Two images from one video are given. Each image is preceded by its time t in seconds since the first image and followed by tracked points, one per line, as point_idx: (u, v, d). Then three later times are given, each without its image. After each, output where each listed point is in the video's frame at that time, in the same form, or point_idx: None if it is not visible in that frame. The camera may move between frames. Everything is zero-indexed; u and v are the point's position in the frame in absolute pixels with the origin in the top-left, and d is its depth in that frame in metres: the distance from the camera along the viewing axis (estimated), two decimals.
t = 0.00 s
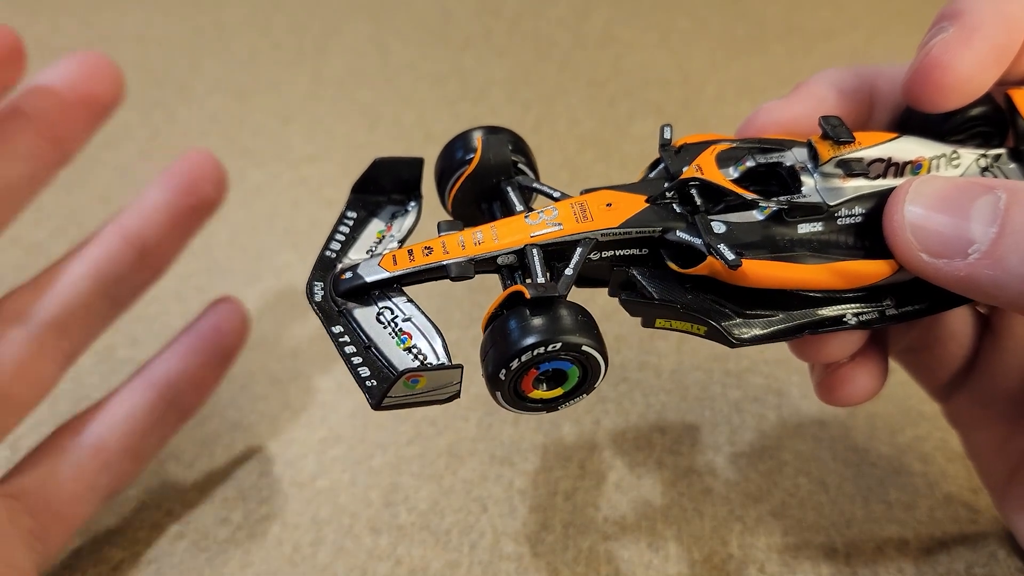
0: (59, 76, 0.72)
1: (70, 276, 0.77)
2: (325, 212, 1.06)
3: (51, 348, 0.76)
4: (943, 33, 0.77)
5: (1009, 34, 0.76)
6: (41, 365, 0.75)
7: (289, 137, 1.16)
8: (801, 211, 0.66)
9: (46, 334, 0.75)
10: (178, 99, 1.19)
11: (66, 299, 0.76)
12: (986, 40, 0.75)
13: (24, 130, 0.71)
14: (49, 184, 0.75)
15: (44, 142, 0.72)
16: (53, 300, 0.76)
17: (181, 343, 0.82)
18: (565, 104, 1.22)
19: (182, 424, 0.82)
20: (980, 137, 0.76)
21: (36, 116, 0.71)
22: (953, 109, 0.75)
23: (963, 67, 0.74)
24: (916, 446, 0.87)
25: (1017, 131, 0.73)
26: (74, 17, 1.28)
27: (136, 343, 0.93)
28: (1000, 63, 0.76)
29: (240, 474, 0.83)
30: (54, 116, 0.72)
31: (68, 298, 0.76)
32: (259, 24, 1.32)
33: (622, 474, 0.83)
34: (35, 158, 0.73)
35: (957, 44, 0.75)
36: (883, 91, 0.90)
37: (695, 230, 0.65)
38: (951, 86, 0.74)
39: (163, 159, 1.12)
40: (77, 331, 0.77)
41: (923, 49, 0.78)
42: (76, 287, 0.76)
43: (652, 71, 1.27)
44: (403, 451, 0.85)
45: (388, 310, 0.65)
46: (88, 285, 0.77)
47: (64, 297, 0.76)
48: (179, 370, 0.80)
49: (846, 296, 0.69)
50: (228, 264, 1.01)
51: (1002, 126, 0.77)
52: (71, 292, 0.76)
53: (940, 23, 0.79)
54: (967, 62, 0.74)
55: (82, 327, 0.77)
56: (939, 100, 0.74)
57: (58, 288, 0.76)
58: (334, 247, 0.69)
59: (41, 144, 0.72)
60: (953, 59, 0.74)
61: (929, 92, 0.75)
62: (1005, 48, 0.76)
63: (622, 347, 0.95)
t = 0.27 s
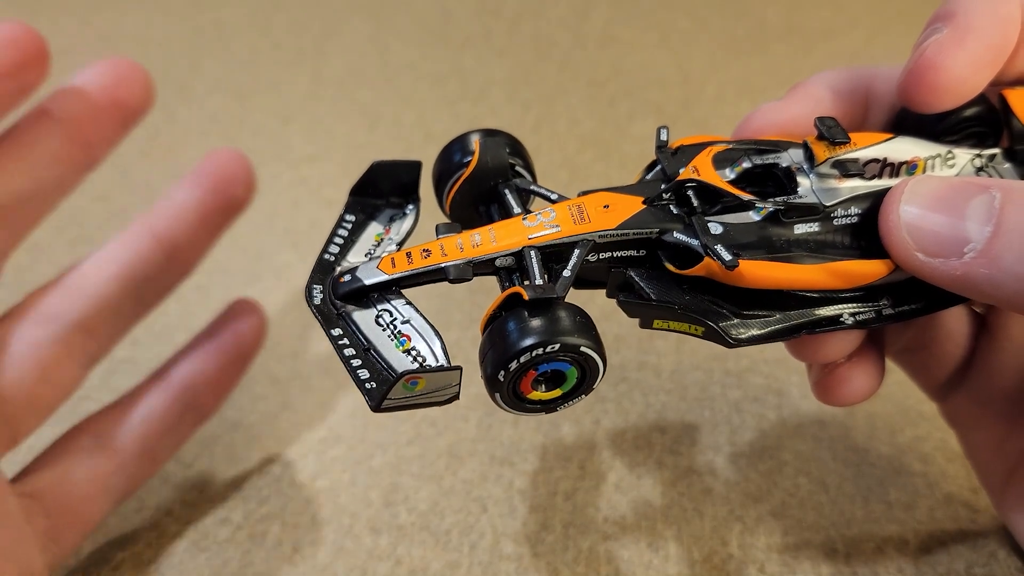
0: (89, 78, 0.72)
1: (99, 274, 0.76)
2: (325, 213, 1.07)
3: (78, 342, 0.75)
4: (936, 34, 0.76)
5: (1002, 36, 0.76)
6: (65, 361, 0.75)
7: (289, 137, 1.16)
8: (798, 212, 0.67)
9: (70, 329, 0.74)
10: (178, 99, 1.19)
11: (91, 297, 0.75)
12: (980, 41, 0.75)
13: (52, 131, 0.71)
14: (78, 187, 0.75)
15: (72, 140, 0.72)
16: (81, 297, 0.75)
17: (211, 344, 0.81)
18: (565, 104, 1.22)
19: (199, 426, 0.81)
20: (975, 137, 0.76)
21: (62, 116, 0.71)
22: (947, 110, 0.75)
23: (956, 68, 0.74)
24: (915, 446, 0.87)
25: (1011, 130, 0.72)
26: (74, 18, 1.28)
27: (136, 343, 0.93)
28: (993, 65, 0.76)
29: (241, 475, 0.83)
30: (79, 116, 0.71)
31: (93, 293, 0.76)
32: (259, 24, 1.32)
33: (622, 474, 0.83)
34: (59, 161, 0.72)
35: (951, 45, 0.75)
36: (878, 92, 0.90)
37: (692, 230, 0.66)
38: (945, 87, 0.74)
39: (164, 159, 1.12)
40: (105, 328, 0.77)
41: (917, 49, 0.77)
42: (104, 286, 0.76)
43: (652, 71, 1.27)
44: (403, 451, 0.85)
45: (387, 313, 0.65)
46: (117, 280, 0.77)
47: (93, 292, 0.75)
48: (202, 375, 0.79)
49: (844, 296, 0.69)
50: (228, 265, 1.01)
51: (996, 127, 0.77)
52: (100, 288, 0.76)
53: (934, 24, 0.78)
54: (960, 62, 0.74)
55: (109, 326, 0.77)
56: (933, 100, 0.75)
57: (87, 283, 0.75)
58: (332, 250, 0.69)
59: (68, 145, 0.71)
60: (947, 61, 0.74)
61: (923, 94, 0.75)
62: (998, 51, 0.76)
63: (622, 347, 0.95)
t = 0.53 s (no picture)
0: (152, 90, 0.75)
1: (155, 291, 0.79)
2: (325, 213, 1.07)
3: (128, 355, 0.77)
4: (935, 31, 0.77)
5: (1001, 34, 0.76)
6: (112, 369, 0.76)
7: (289, 138, 1.16)
8: (797, 207, 0.67)
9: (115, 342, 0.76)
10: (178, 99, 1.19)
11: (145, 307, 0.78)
12: (979, 39, 0.75)
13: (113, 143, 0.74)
14: (136, 198, 0.78)
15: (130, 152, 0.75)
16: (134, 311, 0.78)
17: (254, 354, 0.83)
18: (565, 104, 1.22)
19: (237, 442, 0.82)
20: (974, 135, 0.76)
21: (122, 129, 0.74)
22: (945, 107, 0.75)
23: (956, 65, 0.74)
24: (915, 446, 0.87)
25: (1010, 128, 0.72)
26: (74, 18, 1.28)
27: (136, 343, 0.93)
28: (992, 63, 0.76)
29: (241, 475, 0.83)
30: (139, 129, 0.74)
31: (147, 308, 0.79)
32: (260, 24, 1.32)
33: (622, 474, 0.83)
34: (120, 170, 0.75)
35: (950, 42, 0.75)
36: (878, 92, 0.90)
37: (692, 225, 0.66)
38: (945, 83, 0.74)
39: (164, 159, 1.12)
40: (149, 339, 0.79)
41: (917, 46, 0.78)
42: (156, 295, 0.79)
43: (652, 71, 1.27)
44: (403, 451, 0.85)
45: (390, 306, 0.65)
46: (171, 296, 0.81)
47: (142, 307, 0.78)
48: (243, 390, 0.80)
49: (843, 291, 0.69)
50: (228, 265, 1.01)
51: (995, 124, 0.76)
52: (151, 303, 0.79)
53: (932, 22, 0.79)
54: (959, 59, 0.74)
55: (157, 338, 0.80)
56: (933, 96, 0.75)
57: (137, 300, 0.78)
58: (335, 244, 0.69)
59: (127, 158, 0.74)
60: (946, 57, 0.74)
61: (922, 90, 0.75)
62: (996, 49, 0.76)
63: (622, 347, 0.95)
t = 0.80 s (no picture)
0: (205, 102, 0.76)
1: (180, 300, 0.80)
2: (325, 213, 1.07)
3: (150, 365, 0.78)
4: (939, 28, 0.77)
5: (1005, 31, 0.76)
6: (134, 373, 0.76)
7: (289, 137, 1.16)
8: (801, 199, 0.67)
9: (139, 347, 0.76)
10: (178, 99, 1.19)
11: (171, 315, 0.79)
12: (984, 35, 0.75)
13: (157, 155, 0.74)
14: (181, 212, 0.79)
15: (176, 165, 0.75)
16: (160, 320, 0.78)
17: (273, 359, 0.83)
18: (565, 104, 1.22)
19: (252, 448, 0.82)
20: (976, 131, 0.77)
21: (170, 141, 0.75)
22: (946, 104, 0.76)
23: (958, 62, 0.74)
24: (915, 446, 0.87)
25: (1011, 125, 0.72)
26: (74, 19, 1.28)
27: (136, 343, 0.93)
28: (996, 59, 0.76)
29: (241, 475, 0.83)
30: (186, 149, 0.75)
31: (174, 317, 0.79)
32: (260, 23, 1.32)
33: (622, 474, 0.83)
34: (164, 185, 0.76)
35: (953, 38, 0.75)
36: (882, 88, 0.90)
37: (697, 216, 0.66)
38: (948, 80, 0.74)
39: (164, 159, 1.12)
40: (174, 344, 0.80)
41: (921, 42, 0.77)
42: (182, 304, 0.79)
43: (652, 71, 1.27)
44: (403, 451, 0.85)
45: (396, 294, 0.65)
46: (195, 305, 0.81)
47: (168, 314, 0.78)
48: (261, 397, 0.80)
49: (848, 284, 0.69)
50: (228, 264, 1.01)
51: (997, 121, 0.77)
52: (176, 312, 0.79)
53: (936, 19, 0.79)
54: (964, 56, 0.74)
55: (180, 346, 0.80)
56: (935, 92, 0.75)
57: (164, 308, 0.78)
58: (341, 233, 0.69)
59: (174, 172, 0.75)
60: (949, 54, 0.74)
61: (925, 87, 0.75)
62: (1001, 45, 0.76)
63: (622, 347, 0.95)
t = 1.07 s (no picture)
0: (226, 107, 0.78)
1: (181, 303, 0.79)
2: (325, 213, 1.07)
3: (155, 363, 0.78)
4: (951, 19, 0.77)
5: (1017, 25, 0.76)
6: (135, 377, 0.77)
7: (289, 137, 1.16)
8: (815, 180, 0.67)
9: (140, 355, 0.76)
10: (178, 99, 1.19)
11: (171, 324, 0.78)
12: (995, 27, 0.75)
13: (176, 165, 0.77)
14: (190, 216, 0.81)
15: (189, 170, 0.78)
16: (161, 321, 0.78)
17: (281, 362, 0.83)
18: (565, 104, 1.22)
19: (255, 451, 0.81)
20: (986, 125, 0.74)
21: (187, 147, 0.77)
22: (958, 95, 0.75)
23: (970, 52, 0.74)
24: (916, 446, 0.87)
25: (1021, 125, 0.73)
26: (74, 19, 1.28)
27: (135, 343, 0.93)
28: (1007, 52, 0.76)
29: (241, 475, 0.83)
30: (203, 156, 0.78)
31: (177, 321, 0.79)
32: (259, 23, 1.31)
33: (622, 474, 0.83)
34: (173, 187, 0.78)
35: (965, 30, 0.75)
36: (892, 80, 0.89)
37: (713, 195, 0.65)
38: (960, 70, 0.74)
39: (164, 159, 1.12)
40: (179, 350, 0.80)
41: (932, 34, 0.78)
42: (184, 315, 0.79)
43: (652, 71, 1.27)
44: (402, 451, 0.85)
45: (413, 265, 0.65)
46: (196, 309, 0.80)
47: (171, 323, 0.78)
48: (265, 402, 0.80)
49: (862, 265, 0.69)
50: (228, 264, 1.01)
51: (1009, 115, 0.75)
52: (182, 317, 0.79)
53: (949, 11, 0.79)
54: (976, 47, 0.74)
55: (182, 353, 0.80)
56: (948, 81, 0.74)
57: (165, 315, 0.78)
58: (359, 207, 0.69)
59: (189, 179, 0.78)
60: (961, 44, 0.74)
61: (936, 77, 0.75)
62: (1013, 37, 0.76)
63: (622, 347, 0.95)
